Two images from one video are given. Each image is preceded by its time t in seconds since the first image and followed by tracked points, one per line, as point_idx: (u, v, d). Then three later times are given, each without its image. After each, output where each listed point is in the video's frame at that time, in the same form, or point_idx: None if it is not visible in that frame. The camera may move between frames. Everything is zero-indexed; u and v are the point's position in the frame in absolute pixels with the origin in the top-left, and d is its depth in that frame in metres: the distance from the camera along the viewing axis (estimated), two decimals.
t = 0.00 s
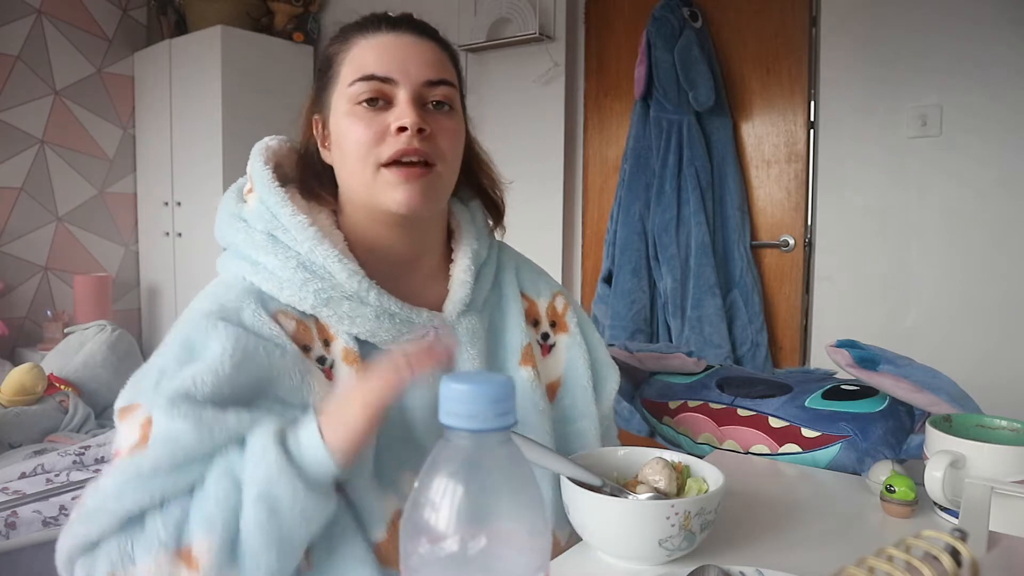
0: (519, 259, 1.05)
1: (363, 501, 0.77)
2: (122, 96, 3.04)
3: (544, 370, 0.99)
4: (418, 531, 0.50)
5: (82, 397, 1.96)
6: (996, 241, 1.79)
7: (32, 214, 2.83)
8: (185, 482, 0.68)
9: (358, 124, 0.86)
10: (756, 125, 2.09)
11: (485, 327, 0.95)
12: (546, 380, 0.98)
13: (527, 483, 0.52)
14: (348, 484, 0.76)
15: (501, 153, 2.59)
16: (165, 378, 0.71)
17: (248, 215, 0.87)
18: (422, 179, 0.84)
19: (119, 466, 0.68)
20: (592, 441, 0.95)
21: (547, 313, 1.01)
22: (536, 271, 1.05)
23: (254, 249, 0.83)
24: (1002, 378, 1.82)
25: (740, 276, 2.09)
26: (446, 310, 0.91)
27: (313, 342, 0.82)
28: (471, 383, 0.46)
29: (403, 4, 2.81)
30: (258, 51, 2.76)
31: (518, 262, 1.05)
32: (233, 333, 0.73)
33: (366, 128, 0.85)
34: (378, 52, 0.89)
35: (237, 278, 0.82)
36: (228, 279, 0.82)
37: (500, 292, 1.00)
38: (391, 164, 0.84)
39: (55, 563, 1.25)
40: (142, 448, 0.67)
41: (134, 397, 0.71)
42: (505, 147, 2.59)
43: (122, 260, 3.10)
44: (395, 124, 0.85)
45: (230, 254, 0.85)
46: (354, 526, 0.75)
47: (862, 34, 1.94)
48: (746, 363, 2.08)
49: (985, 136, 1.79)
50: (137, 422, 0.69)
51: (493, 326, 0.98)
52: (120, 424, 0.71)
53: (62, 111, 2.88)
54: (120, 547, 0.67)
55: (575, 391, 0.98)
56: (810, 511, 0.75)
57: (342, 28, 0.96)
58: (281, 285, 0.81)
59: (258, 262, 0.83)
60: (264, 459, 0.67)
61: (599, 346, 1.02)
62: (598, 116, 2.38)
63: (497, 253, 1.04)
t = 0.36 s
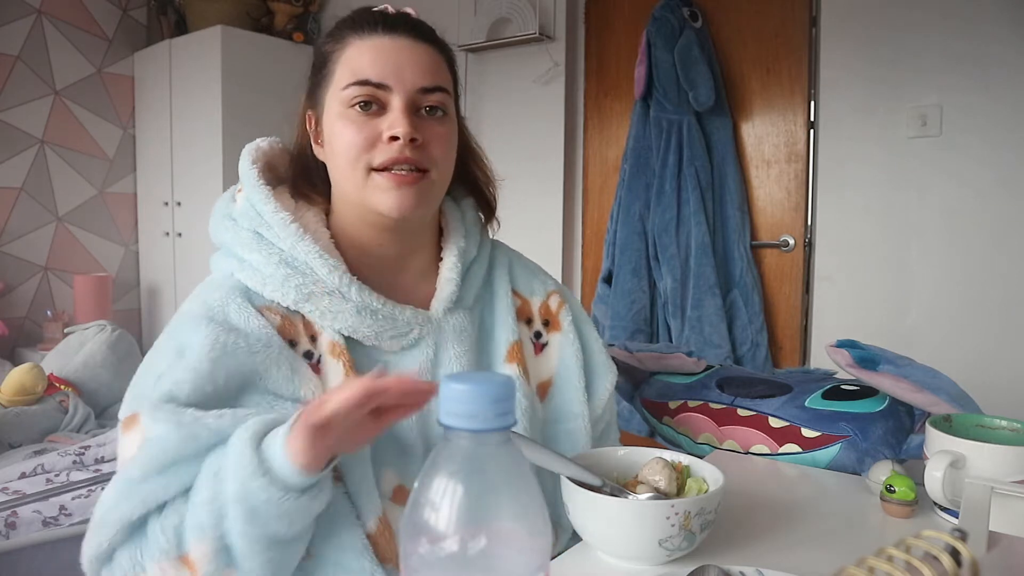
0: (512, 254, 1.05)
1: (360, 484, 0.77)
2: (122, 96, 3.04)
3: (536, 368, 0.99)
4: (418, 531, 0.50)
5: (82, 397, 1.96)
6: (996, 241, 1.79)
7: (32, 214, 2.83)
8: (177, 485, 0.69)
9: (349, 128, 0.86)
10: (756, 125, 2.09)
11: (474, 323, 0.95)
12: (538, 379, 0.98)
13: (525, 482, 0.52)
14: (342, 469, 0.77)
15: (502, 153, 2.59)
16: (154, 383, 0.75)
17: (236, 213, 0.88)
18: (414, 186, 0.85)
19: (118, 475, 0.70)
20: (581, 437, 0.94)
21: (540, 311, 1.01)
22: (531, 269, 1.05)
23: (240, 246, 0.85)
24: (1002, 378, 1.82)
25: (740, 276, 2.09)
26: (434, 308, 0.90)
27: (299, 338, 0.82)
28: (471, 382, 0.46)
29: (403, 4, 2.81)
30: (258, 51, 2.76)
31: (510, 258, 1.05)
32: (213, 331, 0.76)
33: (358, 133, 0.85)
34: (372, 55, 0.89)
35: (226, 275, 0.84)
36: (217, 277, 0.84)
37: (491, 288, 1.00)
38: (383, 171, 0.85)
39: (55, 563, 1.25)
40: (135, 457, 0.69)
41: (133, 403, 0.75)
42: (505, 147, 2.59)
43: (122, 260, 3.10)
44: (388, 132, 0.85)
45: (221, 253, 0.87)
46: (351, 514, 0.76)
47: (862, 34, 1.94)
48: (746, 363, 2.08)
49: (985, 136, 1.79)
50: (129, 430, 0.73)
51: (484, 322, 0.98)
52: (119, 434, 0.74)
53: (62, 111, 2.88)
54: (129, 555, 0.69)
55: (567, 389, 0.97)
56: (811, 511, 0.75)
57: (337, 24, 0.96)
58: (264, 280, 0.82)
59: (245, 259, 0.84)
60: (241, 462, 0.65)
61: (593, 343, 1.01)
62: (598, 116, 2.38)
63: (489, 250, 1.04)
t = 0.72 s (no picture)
0: (511, 246, 1.06)
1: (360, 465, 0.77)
2: (122, 96, 3.04)
3: (535, 356, 0.98)
4: (418, 531, 0.50)
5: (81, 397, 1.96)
6: (996, 241, 1.79)
7: (32, 214, 2.83)
8: (180, 468, 0.70)
9: (371, 125, 0.85)
10: (756, 125, 2.09)
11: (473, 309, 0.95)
12: (537, 367, 0.98)
13: (525, 481, 0.52)
14: (344, 450, 0.77)
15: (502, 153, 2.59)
16: (156, 371, 0.76)
17: (238, 205, 0.89)
18: (433, 186, 0.86)
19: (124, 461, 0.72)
20: (579, 425, 0.94)
21: (540, 299, 1.02)
22: (529, 258, 1.05)
23: (241, 235, 0.85)
24: (1002, 378, 1.82)
25: (740, 276, 2.09)
26: (433, 295, 0.90)
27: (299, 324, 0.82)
28: (471, 382, 0.46)
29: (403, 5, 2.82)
30: (258, 51, 2.76)
31: (510, 249, 1.05)
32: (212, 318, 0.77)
33: (380, 129, 0.85)
34: (395, 52, 0.88)
35: (227, 264, 0.85)
36: (218, 266, 0.85)
37: (490, 277, 1.00)
38: (404, 168, 0.85)
39: (55, 562, 1.25)
40: (139, 441, 0.71)
41: (139, 391, 0.76)
42: (505, 148, 2.59)
43: (122, 260, 3.10)
44: (411, 130, 0.85)
45: (224, 245, 0.87)
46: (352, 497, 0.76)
47: (862, 34, 1.94)
48: (746, 363, 2.08)
49: (985, 136, 1.79)
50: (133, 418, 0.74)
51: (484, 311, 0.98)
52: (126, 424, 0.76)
53: (62, 111, 2.88)
54: (136, 538, 0.71)
55: (567, 377, 0.97)
56: (811, 511, 0.75)
57: (348, 13, 0.94)
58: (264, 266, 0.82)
59: (245, 247, 0.85)
60: (236, 436, 0.65)
61: (592, 332, 1.02)
62: (598, 116, 2.38)
63: (489, 241, 1.04)
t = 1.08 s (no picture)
0: (507, 247, 1.05)
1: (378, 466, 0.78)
2: (122, 96, 3.04)
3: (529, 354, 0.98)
4: (418, 531, 0.50)
5: (81, 397, 1.96)
6: (996, 241, 1.79)
7: (32, 214, 2.83)
8: (219, 478, 0.70)
9: (386, 119, 0.85)
10: (756, 125, 2.09)
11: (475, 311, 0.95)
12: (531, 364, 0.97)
13: (525, 480, 0.52)
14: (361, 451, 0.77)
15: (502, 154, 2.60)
16: (174, 371, 0.75)
17: (241, 206, 0.89)
18: (449, 179, 0.86)
19: (146, 470, 0.70)
20: (573, 422, 0.94)
21: (535, 297, 1.01)
22: (525, 259, 1.05)
23: (247, 236, 0.85)
24: (1002, 378, 1.82)
25: (740, 276, 2.09)
26: (436, 294, 0.90)
27: (306, 326, 0.83)
28: (471, 383, 0.46)
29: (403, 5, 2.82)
30: (258, 51, 2.75)
31: (506, 249, 1.05)
32: (227, 316, 0.77)
33: (396, 123, 0.85)
34: (406, 48, 0.89)
35: (233, 265, 0.85)
36: (225, 267, 0.85)
37: (489, 278, 1.00)
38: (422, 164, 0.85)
39: (55, 562, 1.25)
40: (168, 449, 0.69)
41: (152, 396, 0.74)
42: (505, 148, 2.59)
43: (122, 260, 3.10)
44: (428, 123, 0.85)
45: (226, 246, 0.88)
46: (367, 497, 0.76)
47: (861, 34, 1.94)
48: (746, 364, 2.09)
49: (985, 136, 1.79)
50: (152, 421, 0.72)
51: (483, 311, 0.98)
52: (137, 427, 0.73)
53: (62, 111, 2.88)
54: (163, 551, 0.69)
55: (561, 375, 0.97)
56: (810, 511, 0.75)
57: (354, 16, 0.95)
58: (272, 268, 0.82)
59: (250, 248, 0.85)
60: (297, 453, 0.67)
61: (587, 329, 1.01)
62: (598, 115, 2.38)
63: (487, 241, 1.04)
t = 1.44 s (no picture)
0: (508, 256, 1.05)
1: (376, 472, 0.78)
2: (122, 96, 3.04)
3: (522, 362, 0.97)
4: (418, 531, 0.50)
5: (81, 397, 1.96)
6: (996, 241, 1.79)
7: (32, 214, 2.83)
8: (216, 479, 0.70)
9: (384, 124, 0.86)
10: (756, 125, 2.09)
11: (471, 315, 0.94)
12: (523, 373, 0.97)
13: (524, 481, 0.52)
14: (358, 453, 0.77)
15: (502, 154, 2.60)
16: (173, 367, 0.75)
17: (246, 202, 0.89)
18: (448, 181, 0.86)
19: (145, 469, 0.70)
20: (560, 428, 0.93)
21: (530, 307, 1.00)
22: (524, 268, 1.05)
23: (250, 232, 0.85)
24: (1002, 378, 1.82)
25: (740, 276, 2.09)
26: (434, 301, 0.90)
27: (305, 324, 0.83)
28: (471, 382, 0.46)
29: (403, 5, 2.82)
30: (258, 51, 2.75)
31: (506, 258, 1.05)
32: (226, 313, 0.77)
33: (394, 126, 0.86)
34: (402, 54, 0.89)
35: (235, 260, 0.85)
36: (227, 262, 0.85)
37: (487, 285, 1.00)
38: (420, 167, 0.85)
39: (56, 563, 1.25)
40: (166, 448, 0.70)
41: (151, 392, 0.74)
42: (505, 148, 2.60)
43: (122, 260, 3.10)
44: (424, 127, 0.86)
45: (228, 242, 0.88)
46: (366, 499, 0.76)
47: (861, 34, 1.94)
48: (746, 363, 2.09)
49: (985, 136, 1.79)
50: (151, 415, 0.72)
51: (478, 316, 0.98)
52: (137, 421, 0.73)
53: (62, 111, 2.88)
54: (161, 550, 0.69)
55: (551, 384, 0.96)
56: (810, 511, 0.75)
57: (353, 24, 0.96)
58: (272, 265, 0.82)
59: (252, 245, 0.85)
60: (300, 460, 0.67)
61: (580, 340, 1.00)
62: (598, 116, 2.38)
63: (488, 249, 1.04)
